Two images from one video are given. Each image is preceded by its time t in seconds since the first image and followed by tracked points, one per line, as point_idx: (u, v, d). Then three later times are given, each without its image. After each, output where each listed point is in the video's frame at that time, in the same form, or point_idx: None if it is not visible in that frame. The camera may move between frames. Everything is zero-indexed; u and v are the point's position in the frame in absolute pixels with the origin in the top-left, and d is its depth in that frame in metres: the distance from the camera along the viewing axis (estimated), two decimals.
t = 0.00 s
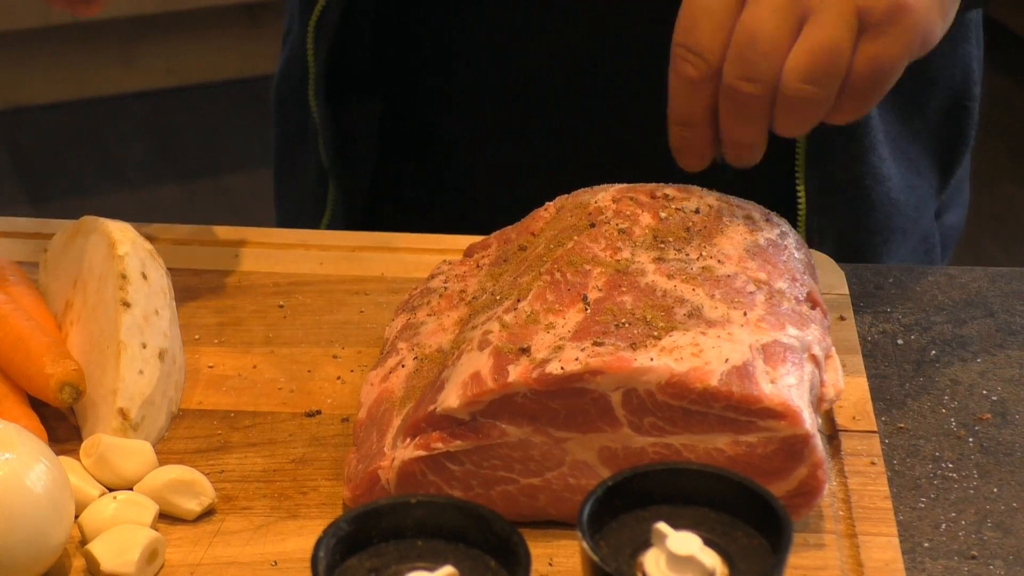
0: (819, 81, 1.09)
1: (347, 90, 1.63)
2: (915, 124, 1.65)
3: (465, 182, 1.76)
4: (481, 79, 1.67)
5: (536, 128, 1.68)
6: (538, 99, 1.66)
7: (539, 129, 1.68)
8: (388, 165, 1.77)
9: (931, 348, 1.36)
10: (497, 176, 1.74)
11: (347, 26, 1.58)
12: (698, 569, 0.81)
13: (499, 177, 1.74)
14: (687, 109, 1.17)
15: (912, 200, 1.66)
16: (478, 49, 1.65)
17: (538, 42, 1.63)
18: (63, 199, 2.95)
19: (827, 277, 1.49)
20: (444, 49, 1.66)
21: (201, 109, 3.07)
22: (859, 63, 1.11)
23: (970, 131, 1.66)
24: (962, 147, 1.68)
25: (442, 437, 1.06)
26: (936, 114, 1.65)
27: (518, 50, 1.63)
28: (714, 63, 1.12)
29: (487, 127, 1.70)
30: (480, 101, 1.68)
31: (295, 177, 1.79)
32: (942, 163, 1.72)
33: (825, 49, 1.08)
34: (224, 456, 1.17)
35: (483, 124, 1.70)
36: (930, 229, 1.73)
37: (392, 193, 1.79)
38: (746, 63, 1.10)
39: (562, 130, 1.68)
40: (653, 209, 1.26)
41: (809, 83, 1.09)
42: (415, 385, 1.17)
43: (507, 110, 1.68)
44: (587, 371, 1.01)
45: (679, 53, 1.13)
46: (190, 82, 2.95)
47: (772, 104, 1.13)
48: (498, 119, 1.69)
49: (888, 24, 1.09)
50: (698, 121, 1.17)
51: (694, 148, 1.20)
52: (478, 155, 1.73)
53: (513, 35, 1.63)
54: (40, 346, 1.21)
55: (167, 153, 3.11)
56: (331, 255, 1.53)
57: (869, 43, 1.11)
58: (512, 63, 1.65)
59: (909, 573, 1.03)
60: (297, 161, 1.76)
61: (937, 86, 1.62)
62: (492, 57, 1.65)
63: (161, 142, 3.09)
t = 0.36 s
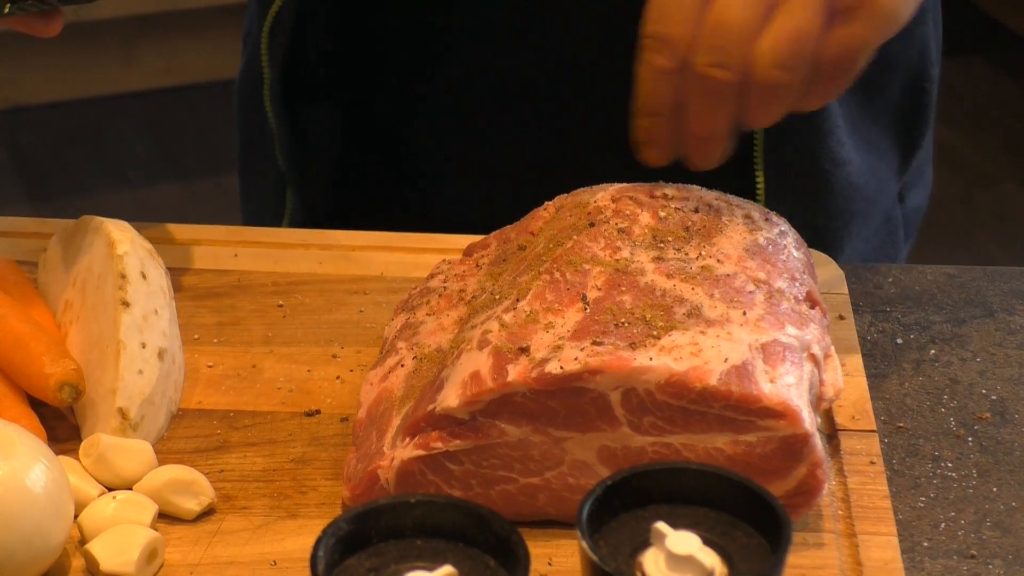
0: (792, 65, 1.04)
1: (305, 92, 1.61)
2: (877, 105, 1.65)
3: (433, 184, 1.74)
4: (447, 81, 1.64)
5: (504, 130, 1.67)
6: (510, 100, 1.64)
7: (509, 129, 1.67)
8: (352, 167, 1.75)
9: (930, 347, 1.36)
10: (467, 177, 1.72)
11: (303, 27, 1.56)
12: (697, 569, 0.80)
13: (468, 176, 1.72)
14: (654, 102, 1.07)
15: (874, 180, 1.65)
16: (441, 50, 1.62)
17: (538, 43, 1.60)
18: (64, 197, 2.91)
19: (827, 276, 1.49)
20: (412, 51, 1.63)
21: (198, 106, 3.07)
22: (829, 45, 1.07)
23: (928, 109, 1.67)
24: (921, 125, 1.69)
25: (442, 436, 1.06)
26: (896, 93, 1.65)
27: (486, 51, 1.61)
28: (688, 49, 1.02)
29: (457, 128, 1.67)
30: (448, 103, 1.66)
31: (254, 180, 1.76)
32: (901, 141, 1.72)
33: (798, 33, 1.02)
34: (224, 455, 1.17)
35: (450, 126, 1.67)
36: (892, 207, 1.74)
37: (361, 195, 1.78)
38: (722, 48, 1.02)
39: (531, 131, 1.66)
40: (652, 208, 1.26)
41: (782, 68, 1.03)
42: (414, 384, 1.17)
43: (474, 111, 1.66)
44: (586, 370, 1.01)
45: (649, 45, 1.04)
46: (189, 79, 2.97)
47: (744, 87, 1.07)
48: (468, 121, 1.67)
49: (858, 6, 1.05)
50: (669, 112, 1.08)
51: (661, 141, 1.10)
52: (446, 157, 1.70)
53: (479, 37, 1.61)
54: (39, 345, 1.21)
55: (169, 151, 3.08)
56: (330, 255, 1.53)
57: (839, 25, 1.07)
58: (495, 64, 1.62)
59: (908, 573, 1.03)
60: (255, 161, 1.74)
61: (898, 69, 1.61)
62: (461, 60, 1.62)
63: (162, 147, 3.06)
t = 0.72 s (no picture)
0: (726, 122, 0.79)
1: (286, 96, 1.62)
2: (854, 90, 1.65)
3: (408, 186, 1.74)
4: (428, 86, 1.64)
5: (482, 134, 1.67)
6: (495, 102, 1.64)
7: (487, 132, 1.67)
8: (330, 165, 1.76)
9: (930, 346, 1.36)
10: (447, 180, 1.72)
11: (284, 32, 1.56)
12: (696, 568, 0.80)
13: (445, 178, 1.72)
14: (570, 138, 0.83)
15: (852, 165, 1.64)
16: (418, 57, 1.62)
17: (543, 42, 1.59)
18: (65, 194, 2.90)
19: (827, 275, 1.49)
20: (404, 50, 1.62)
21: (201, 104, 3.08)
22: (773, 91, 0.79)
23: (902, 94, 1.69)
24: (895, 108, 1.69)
25: (441, 435, 1.06)
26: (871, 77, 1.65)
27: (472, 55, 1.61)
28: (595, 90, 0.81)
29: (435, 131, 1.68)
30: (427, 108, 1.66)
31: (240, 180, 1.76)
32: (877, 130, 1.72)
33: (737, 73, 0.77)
34: (224, 454, 1.17)
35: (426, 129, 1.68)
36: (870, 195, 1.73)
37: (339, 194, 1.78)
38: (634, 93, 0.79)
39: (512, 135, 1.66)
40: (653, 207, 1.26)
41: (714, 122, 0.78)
42: (414, 383, 1.17)
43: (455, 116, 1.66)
44: (586, 369, 1.01)
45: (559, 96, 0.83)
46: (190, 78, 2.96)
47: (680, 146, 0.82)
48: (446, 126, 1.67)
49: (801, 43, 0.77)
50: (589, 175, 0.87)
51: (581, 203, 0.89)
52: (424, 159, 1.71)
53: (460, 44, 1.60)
54: (39, 344, 1.21)
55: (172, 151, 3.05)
56: (330, 254, 1.53)
57: (782, 63, 0.78)
58: (484, 62, 1.62)
59: (908, 572, 1.03)
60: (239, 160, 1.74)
61: (873, 52, 1.62)
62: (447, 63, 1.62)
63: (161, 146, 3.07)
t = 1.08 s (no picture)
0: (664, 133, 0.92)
1: (244, 94, 1.60)
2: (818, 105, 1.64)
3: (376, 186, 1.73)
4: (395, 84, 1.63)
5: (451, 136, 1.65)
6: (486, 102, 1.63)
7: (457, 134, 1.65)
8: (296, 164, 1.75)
9: (930, 346, 1.36)
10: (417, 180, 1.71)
11: (240, 33, 1.55)
12: (696, 567, 0.80)
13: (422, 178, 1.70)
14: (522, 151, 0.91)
15: (814, 180, 1.65)
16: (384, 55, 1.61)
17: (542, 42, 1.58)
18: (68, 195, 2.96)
19: (827, 274, 1.49)
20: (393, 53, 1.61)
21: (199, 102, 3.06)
22: (666, 114, 0.91)
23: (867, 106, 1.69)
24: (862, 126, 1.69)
25: (441, 435, 1.06)
26: (837, 91, 1.65)
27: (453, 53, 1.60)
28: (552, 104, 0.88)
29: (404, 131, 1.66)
30: (392, 107, 1.65)
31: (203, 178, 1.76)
32: (844, 141, 1.72)
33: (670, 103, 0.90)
34: (223, 453, 1.17)
35: (390, 129, 1.66)
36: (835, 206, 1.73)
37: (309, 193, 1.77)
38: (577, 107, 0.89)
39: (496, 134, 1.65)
40: (654, 207, 1.26)
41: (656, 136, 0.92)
42: (414, 383, 1.17)
43: (420, 117, 1.65)
44: (586, 368, 1.01)
45: (522, 124, 0.89)
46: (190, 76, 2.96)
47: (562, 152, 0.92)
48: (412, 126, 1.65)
49: (698, 69, 0.89)
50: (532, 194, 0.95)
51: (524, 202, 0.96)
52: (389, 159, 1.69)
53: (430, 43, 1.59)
54: (39, 343, 1.21)
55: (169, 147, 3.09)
56: (330, 253, 1.53)
57: (674, 87, 0.90)
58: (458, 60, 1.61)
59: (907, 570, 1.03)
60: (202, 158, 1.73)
61: (837, 69, 1.61)
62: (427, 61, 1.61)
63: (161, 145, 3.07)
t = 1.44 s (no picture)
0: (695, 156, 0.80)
1: (215, 104, 1.58)
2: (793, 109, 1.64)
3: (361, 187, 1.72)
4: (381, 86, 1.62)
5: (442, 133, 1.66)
6: (486, 101, 1.63)
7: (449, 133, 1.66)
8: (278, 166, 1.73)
9: (929, 344, 1.36)
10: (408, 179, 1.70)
11: (217, 37, 1.53)
12: (695, 566, 0.80)
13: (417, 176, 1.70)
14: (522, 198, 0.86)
15: (793, 184, 1.65)
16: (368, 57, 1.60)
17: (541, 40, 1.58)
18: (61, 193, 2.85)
19: (826, 273, 1.48)
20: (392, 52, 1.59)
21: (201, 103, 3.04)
22: (728, 147, 0.82)
23: (844, 107, 1.68)
24: (838, 126, 1.69)
25: (439, 433, 1.06)
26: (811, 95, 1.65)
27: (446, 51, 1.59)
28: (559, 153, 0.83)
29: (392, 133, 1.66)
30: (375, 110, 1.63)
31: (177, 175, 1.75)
32: (821, 142, 1.71)
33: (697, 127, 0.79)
34: (222, 452, 1.17)
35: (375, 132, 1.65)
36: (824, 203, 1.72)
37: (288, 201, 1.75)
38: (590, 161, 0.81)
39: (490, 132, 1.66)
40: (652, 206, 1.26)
41: (675, 170, 0.80)
42: (412, 382, 1.17)
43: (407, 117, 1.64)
44: (585, 367, 1.01)
45: (516, 163, 0.84)
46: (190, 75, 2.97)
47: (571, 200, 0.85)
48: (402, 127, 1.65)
49: (756, 100, 0.81)
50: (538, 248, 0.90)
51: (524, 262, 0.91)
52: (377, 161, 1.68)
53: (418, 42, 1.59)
54: (38, 342, 1.21)
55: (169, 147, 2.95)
56: (329, 252, 1.53)
57: (739, 121, 0.81)
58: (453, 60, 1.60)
59: (906, 569, 1.03)
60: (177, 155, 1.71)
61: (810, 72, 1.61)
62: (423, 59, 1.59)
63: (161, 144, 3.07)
